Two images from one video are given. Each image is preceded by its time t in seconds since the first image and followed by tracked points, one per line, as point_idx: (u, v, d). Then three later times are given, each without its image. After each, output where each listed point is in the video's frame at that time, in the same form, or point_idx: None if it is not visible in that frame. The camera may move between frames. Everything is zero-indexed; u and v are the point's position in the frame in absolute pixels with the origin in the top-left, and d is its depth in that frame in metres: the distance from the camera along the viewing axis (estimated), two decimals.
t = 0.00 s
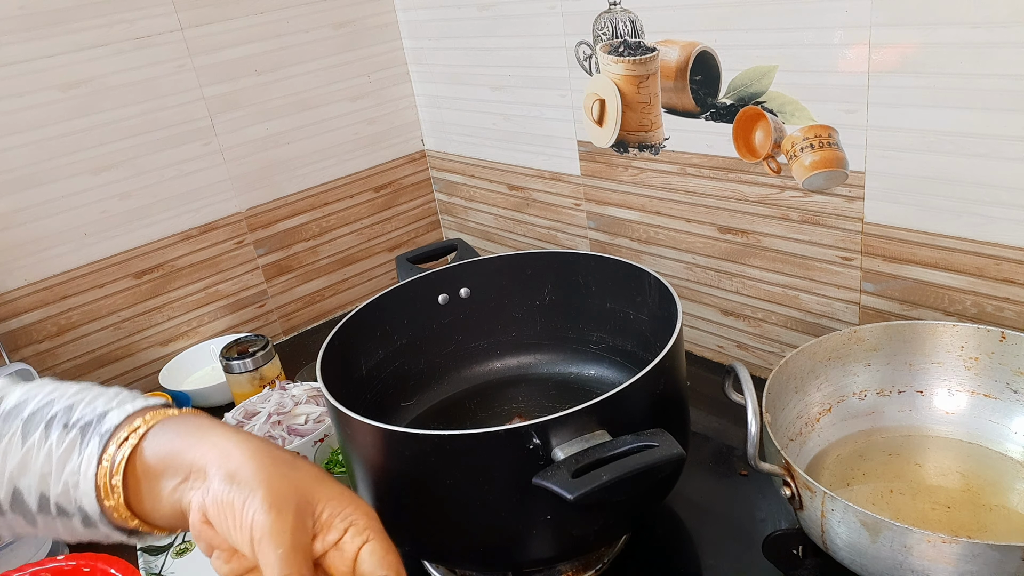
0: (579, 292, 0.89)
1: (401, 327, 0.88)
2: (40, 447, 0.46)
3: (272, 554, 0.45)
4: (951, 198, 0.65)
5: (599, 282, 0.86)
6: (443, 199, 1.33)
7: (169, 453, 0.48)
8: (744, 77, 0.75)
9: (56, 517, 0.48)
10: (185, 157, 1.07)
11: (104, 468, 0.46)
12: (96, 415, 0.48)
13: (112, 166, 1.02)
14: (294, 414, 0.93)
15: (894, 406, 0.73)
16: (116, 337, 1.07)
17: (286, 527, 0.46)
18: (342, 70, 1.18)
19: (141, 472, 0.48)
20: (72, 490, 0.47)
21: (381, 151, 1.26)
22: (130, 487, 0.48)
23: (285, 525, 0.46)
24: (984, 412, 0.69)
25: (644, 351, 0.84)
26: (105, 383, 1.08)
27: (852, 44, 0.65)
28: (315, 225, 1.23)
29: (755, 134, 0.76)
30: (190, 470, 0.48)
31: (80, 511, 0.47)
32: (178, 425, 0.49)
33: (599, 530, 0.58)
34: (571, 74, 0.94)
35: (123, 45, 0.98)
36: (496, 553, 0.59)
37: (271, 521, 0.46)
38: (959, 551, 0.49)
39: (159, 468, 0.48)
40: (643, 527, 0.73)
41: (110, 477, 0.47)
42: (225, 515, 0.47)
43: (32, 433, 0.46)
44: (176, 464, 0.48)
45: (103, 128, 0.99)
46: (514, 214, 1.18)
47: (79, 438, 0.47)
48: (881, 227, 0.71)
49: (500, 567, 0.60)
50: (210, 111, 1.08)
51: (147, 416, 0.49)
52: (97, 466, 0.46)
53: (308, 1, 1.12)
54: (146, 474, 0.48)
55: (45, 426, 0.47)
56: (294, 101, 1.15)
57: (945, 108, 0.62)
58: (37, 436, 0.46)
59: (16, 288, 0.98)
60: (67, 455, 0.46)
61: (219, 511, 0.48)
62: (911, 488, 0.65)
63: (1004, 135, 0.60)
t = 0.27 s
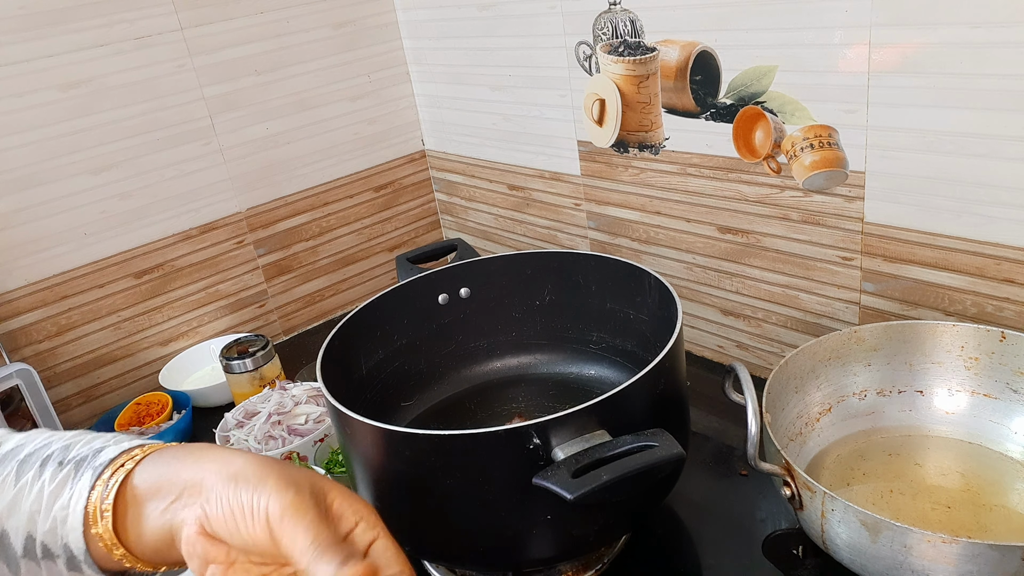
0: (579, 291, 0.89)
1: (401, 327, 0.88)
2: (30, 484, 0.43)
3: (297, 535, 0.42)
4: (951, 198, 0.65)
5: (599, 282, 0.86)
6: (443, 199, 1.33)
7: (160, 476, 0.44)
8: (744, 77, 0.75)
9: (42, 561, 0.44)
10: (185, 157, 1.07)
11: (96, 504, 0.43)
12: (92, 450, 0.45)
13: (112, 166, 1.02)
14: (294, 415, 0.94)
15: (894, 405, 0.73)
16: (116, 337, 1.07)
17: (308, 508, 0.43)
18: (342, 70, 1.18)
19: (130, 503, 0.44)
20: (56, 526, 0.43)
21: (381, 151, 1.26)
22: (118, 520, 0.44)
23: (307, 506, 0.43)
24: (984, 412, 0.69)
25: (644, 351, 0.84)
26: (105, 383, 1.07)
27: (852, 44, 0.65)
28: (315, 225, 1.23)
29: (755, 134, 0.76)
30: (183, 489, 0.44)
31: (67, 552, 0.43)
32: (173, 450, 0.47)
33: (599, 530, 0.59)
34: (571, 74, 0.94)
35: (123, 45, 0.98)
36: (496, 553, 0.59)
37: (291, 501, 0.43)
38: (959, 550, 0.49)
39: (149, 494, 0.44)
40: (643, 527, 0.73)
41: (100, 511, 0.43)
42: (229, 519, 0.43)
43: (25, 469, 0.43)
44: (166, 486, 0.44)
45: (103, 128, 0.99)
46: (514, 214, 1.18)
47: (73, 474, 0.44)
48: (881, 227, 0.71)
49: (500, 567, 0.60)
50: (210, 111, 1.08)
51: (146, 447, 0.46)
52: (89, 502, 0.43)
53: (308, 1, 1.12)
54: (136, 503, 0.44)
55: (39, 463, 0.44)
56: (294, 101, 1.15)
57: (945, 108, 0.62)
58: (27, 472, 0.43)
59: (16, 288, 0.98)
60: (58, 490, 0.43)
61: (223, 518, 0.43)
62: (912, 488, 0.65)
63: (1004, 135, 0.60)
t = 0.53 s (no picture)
0: (579, 291, 0.89)
1: (401, 327, 0.88)
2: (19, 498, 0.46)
3: (279, 503, 0.43)
4: (951, 198, 0.65)
5: (599, 282, 0.86)
6: (443, 199, 1.33)
7: (134, 478, 0.47)
8: (744, 77, 0.75)
9: None
10: (185, 157, 1.07)
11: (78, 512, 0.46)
12: (77, 464, 0.48)
13: (112, 167, 1.02)
14: (294, 414, 0.93)
15: (894, 405, 0.73)
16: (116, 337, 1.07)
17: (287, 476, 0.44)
18: (342, 70, 1.18)
19: (107, 507, 0.47)
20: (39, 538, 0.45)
21: (381, 151, 1.26)
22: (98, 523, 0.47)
23: (288, 474, 0.45)
24: (984, 412, 0.68)
25: (644, 351, 0.84)
26: (104, 383, 1.07)
27: (852, 44, 0.65)
28: (315, 225, 1.23)
29: (755, 134, 0.76)
30: (160, 487, 0.47)
31: (49, 567, 0.45)
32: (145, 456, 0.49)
33: (599, 530, 0.59)
34: (571, 74, 0.94)
35: (122, 45, 0.98)
36: (495, 553, 0.59)
37: (270, 471, 0.45)
38: (959, 551, 0.49)
39: (125, 496, 0.47)
40: (643, 527, 0.73)
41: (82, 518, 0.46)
42: (207, 500, 0.45)
43: (15, 485, 0.47)
44: (141, 486, 0.47)
45: (103, 128, 0.99)
46: (514, 214, 1.18)
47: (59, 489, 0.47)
48: (881, 227, 0.71)
49: (500, 567, 0.60)
50: (210, 110, 1.08)
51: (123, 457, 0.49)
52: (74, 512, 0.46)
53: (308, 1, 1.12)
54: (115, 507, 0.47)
55: (27, 479, 0.47)
56: (294, 101, 1.15)
57: (945, 108, 0.62)
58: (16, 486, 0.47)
59: (16, 288, 0.98)
60: (42, 503, 0.46)
61: (200, 500, 0.45)
62: (912, 488, 0.65)
63: (1004, 135, 0.60)
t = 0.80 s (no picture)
0: (579, 291, 0.89)
1: (401, 327, 0.88)
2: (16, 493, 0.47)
3: (313, 415, 0.48)
4: (951, 198, 0.65)
5: (599, 282, 0.86)
6: (443, 199, 1.33)
7: (124, 456, 0.47)
8: (744, 77, 0.75)
9: None
10: (185, 157, 1.07)
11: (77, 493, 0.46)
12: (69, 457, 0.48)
13: (112, 167, 1.02)
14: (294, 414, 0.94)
15: (894, 405, 0.73)
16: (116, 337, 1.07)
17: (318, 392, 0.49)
18: (342, 70, 1.18)
19: (95, 489, 0.46)
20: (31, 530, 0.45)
21: (381, 152, 1.26)
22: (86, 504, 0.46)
23: (316, 395, 0.49)
24: (984, 412, 0.69)
25: (644, 351, 0.84)
26: (104, 383, 1.08)
27: (852, 44, 0.65)
28: (315, 225, 1.23)
29: (755, 134, 0.76)
30: (155, 452, 0.46)
31: (45, 559, 0.45)
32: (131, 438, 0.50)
33: (599, 530, 0.59)
34: (571, 74, 0.94)
35: (122, 45, 0.98)
36: (496, 553, 0.59)
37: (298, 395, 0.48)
38: (959, 551, 0.49)
39: (113, 475, 0.46)
40: (643, 527, 0.73)
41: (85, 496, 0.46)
42: (214, 442, 0.45)
43: (14, 479, 0.48)
44: (129, 462, 0.47)
45: (102, 128, 0.99)
46: (514, 214, 1.18)
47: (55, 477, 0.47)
48: (881, 227, 0.71)
49: (500, 567, 0.60)
50: (210, 111, 1.08)
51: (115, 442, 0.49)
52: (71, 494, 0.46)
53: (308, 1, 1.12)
54: (106, 486, 0.46)
55: (24, 473, 0.48)
56: (294, 101, 1.15)
57: (945, 108, 0.62)
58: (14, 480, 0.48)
59: (16, 288, 0.98)
60: (36, 493, 0.46)
61: (204, 446, 0.45)
62: (912, 488, 0.65)
63: (1004, 135, 0.60)
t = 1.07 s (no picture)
0: (579, 291, 0.89)
1: (401, 327, 0.88)
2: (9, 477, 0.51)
3: (281, 374, 0.44)
4: (951, 198, 0.65)
5: (599, 282, 0.86)
6: (443, 199, 1.33)
7: (104, 424, 0.52)
8: (744, 77, 0.75)
9: (19, 556, 0.50)
10: (185, 157, 1.07)
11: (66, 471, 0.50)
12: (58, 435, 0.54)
13: (112, 167, 1.01)
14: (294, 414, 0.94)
15: (894, 406, 0.73)
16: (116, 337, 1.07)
17: (283, 353, 0.45)
18: (342, 71, 1.18)
19: (79, 455, 0.51)
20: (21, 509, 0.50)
21: (381, 152, 1.26)
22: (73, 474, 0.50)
23: (285, 351, 0.46)
24: (984, 412, 0.68)
25: (644, 351, 0.84)
26: (104, 383, 1.07)
27: (852, 44, 0.65)
28: (315, 225, 1.23)
29: (755, 134, 0.76)
30: (136, 411, 0.51)
31: (38, 535, 0.50)
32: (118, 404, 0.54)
33: (599, 530, 0.59)
34: (571, 74, 0.94)
35: (123, 45, 0.98)
36: (495, 553, 0.59)
37: (263, 348, 0.46)
38: (960, 551, 0.49)
39: (95, 441, 0.52)
40: (643, 527, 0.73)
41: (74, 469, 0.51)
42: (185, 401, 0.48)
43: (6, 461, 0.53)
44: (111, 427, 0.52)
45: (103, 128, 0.99)
46: (514, 214, 1.18)
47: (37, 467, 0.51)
48: (881, 227, 0.71)
49: (500, 567, 0.60)
50: (210, 111, 1.08)
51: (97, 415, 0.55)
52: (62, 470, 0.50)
53: (308, 2, 1.12)
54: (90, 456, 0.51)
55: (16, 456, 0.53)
56: (294, 102, 1.15)
57: (945, 108, 0.62)
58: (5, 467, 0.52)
59: (16, 288, 0.98)
60: (26, 471, 0.51)
61: (179, 405, 0.48)
62: (912, 488, 0.65)
63: (1004, 135, 0.60)
